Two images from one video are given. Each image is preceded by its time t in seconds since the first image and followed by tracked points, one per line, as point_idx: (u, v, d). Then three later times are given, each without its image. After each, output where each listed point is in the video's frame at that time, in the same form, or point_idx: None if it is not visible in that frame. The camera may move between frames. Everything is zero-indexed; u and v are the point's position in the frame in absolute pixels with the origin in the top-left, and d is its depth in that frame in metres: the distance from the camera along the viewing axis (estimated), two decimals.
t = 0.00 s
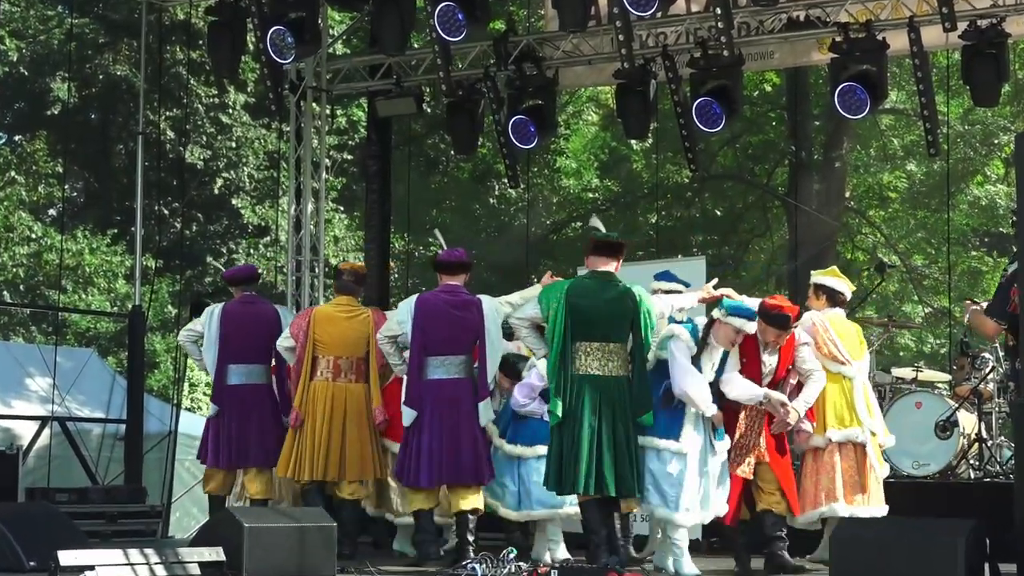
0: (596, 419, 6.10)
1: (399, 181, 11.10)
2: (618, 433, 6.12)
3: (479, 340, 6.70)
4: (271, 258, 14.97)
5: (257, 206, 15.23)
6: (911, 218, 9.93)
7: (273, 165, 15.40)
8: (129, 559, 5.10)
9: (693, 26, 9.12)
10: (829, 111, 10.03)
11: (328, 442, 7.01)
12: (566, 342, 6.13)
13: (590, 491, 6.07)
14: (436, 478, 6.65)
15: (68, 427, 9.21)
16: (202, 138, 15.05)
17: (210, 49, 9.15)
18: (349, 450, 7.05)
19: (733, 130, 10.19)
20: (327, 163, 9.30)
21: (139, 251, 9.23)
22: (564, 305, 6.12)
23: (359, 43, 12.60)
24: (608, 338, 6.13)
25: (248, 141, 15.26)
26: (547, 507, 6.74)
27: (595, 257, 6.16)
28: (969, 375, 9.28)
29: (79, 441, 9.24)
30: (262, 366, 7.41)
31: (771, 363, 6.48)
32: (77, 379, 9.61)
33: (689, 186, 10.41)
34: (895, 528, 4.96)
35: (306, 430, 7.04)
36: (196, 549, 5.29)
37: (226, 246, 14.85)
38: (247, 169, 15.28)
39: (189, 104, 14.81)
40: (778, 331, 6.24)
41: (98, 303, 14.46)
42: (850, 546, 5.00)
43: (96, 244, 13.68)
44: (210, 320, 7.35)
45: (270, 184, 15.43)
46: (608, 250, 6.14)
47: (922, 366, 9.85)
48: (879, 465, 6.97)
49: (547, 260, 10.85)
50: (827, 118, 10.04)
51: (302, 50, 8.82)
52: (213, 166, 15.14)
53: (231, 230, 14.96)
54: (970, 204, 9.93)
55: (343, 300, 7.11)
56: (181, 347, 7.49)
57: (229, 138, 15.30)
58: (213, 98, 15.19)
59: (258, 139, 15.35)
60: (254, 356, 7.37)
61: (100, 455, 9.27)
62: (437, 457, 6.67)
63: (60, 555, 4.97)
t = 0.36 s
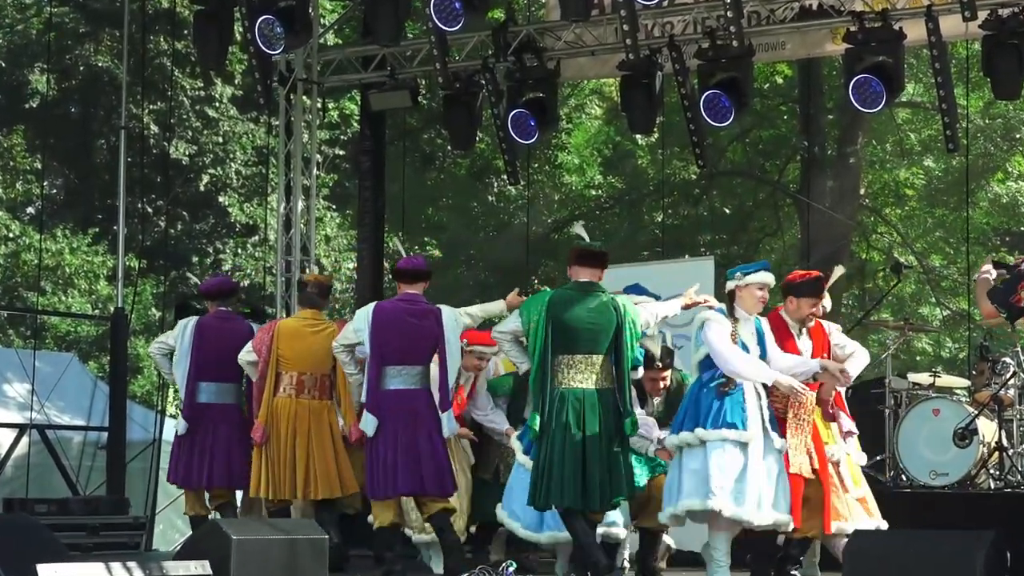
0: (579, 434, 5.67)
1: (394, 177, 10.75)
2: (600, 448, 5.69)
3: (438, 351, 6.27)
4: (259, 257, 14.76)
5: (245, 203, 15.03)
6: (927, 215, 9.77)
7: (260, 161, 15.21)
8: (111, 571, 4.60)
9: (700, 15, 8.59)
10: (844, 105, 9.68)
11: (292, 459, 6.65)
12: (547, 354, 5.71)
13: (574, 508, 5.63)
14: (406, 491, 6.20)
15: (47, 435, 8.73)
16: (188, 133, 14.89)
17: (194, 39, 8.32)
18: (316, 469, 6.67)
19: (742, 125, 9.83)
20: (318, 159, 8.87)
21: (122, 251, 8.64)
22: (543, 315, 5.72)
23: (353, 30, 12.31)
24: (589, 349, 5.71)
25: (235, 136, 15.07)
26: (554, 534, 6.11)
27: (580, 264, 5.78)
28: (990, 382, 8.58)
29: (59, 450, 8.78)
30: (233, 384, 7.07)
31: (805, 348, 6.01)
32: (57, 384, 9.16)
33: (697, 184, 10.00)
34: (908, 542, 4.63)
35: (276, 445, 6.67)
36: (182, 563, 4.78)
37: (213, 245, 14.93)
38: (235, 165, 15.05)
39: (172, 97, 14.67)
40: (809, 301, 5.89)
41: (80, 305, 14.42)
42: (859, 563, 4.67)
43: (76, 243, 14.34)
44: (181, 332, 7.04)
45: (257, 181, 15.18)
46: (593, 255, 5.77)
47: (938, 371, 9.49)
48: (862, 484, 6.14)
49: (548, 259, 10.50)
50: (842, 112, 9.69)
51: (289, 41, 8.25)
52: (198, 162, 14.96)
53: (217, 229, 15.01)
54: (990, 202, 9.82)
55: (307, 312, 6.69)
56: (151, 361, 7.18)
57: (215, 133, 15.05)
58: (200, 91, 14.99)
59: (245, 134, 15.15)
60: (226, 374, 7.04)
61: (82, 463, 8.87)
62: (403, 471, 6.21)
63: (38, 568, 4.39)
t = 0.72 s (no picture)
0: (556, 435, 5.54)
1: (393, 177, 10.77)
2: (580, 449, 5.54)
3: (408, 360, 6.33)
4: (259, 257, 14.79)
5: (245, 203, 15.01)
6: (927, 215, 9.80)
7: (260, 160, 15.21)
8: (111, 571, 4.60)
9: (700, 15, 8.58)
10: (844, 106, 9.71)
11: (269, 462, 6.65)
12: (521, 356, 5.60)
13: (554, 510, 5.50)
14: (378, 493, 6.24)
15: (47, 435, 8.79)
16: (188, 133, 14.86)
17: (194, 40, 8.32)
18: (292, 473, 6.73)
19: (743, 125, 9.85)
20: (317, 159, 8.85)
21: (121, 252, 8.61)
22: (517, 318, 5.59)
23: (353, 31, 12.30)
24: (562, 350, 5.57)
25: (235, 136, 15.05)
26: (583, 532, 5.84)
27: (556, 269, 5.62)
28: (990, 382, 8.63)
29: (58, 450, 8.83)
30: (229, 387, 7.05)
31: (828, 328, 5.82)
32: (57, 384, 9.17)
33: (697, 183, 10.04)
34: (903, 545, 4.61)
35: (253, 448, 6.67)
36: (182, 563, 4.79)
37: (214, 245, 15.01)
38: (235, 166, 15.07)
39: (172, 97, 14.68)
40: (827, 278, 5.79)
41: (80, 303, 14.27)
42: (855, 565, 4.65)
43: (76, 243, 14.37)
44: (184, 332, 7.05)
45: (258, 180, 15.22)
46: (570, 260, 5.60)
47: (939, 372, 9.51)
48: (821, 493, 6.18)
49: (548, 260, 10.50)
50: (842, 112, 9.71)
51: (289, 41, 8.24)
52: (198, 162, 14.95)
53: (218, 229, 15.07)
54: (990, 202, 9.90)
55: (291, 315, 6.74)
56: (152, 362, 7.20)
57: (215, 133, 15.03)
58: (201, 91, 14.98)
59: (245, 134, 15.13)
60: (224, 374, 7.03)
61: (82, 463, 8.91)
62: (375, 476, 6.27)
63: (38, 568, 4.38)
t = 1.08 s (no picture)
0: (512, 430, 5.73)
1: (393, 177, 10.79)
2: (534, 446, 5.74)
3: (379, 358, 6.37)
4: (260, 257, 14.83)
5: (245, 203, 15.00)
6: (927, 216, 9.82)
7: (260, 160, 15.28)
8: (110, 571, 4.62)
9: (700, 16, 8.57)
10: (844, 105, 9.72)
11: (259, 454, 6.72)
12: (482, 353, 5.79)
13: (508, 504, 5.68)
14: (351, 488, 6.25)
15: (47, 435, 8.64)
16: (188, 133, 14.85)
17: (194, 41, 8.32)
18: (280, 466, 6.82)
19: (743, 125, 9.87)
20: (318, 159, 8.82)
21: (122, 252, 8.62)
22: (480, 316, 5.80)
23: (352, 30, 12.29)
24: (524, 348, 5.76)
25: (235, 136, 15.05)
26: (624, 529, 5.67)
27: (519, 272, 5.82)
28: (989, 382, 8.64)
29: (59, 451, 8.68)
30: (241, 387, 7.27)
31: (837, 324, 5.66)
32: (57, 385, 9.17)
33: (696, 184, 10.06)
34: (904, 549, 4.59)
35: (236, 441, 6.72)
36: (182, 563, 4.80)
37: (213, 244, 15.11)
38: (235, 165, 15.08)
39: (172, 97, 14.70)
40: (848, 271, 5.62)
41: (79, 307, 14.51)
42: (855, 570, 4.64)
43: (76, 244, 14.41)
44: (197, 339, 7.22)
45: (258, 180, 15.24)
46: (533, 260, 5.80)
47: (939, 371, 9.54)
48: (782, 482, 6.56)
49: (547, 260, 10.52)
50: (842, 111, 9.69)
51: (289, 41, 8.21)
52: (198, 162, 14.96)
53: (218, 228, 15.20)
54: (990, 202, 9.94)
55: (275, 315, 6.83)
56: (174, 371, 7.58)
57: (215, 133, 15.03)
58: (201, 91, 14.98)
59: (245, 134, 15.14)
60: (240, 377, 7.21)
61: (82, 463, 8.78)
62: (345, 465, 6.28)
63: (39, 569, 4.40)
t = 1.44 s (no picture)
0: (475, 429, 6.14)
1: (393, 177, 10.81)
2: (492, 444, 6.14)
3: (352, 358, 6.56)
4: (260, 257, 14.84)
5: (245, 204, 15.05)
6: (927, 215, 9.76)
7: (260, 160, 15.28)
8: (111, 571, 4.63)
9: (700, 16, 8.57)
10: (844, 105, 9.76)
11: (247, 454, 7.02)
12: (460, 358, 6.16)
13: (459, 497, 6.09)
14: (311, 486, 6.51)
15: (47, 434, 8.60)
16: (188, 133, 14.89)
17: (194, 41, 8.32)
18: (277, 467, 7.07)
19: (743, 125, 9.90)
20: (318, 159, 8.81)
21: (122, 252, 8.63)
22: (456, 322, 6.15)
23: (353, 31, 12.29)
24: (498, 351, 6.14)
25: (236, 136, 15.06)
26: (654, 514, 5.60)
27: (493, 276, 6.15)
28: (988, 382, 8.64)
29: (59, 450, 8.66)
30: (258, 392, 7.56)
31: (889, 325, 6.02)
32: (56, 385, 9.17)
33: (696, 184, 10.11)
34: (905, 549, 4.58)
35: (223, 444, 7.07)
36: (182, 563, 4.80)
37: (213, 244, 15.11)
38: (235, 165, 15.11)
39: (172, 97, 14.72)
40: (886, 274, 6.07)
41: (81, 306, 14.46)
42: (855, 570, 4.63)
43: (76, 244, 14.44)
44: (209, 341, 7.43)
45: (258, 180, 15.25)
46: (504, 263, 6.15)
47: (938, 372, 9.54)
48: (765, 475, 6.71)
49: (547, 260, 10.53)
50: (841, 111, 9.77)
51: (289, 41, 8.22)
52: (198, 162, 14.99)
53: (218, 229, 15.19)
54: (990, 202, 9.80)
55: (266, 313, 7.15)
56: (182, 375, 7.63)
57: (215, 133, 15.06)
58: (201, 91, 15.00)
59: (245, 134, 15.15)
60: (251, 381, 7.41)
61: (82, 463, 8.76)
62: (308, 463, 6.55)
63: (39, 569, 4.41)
